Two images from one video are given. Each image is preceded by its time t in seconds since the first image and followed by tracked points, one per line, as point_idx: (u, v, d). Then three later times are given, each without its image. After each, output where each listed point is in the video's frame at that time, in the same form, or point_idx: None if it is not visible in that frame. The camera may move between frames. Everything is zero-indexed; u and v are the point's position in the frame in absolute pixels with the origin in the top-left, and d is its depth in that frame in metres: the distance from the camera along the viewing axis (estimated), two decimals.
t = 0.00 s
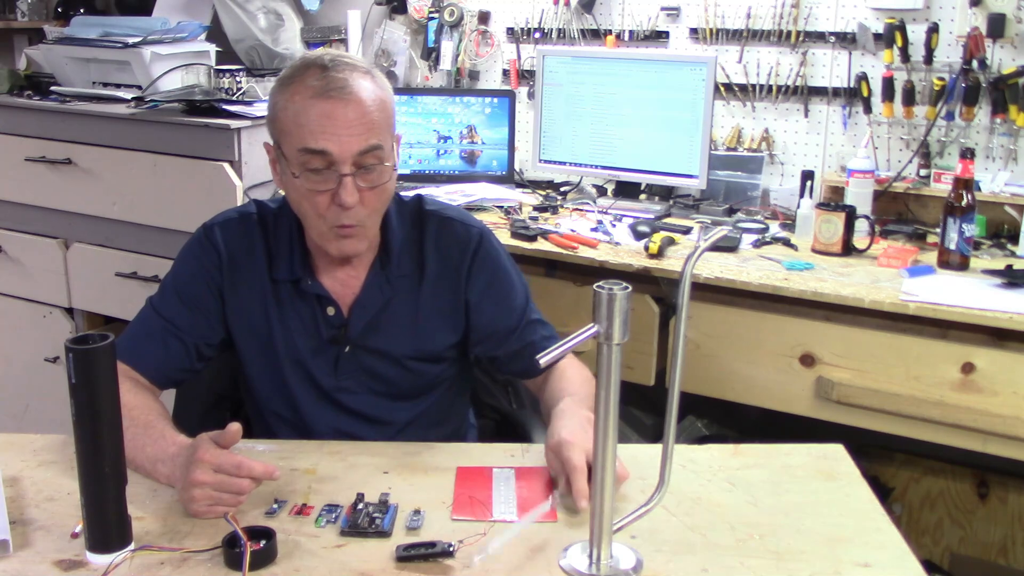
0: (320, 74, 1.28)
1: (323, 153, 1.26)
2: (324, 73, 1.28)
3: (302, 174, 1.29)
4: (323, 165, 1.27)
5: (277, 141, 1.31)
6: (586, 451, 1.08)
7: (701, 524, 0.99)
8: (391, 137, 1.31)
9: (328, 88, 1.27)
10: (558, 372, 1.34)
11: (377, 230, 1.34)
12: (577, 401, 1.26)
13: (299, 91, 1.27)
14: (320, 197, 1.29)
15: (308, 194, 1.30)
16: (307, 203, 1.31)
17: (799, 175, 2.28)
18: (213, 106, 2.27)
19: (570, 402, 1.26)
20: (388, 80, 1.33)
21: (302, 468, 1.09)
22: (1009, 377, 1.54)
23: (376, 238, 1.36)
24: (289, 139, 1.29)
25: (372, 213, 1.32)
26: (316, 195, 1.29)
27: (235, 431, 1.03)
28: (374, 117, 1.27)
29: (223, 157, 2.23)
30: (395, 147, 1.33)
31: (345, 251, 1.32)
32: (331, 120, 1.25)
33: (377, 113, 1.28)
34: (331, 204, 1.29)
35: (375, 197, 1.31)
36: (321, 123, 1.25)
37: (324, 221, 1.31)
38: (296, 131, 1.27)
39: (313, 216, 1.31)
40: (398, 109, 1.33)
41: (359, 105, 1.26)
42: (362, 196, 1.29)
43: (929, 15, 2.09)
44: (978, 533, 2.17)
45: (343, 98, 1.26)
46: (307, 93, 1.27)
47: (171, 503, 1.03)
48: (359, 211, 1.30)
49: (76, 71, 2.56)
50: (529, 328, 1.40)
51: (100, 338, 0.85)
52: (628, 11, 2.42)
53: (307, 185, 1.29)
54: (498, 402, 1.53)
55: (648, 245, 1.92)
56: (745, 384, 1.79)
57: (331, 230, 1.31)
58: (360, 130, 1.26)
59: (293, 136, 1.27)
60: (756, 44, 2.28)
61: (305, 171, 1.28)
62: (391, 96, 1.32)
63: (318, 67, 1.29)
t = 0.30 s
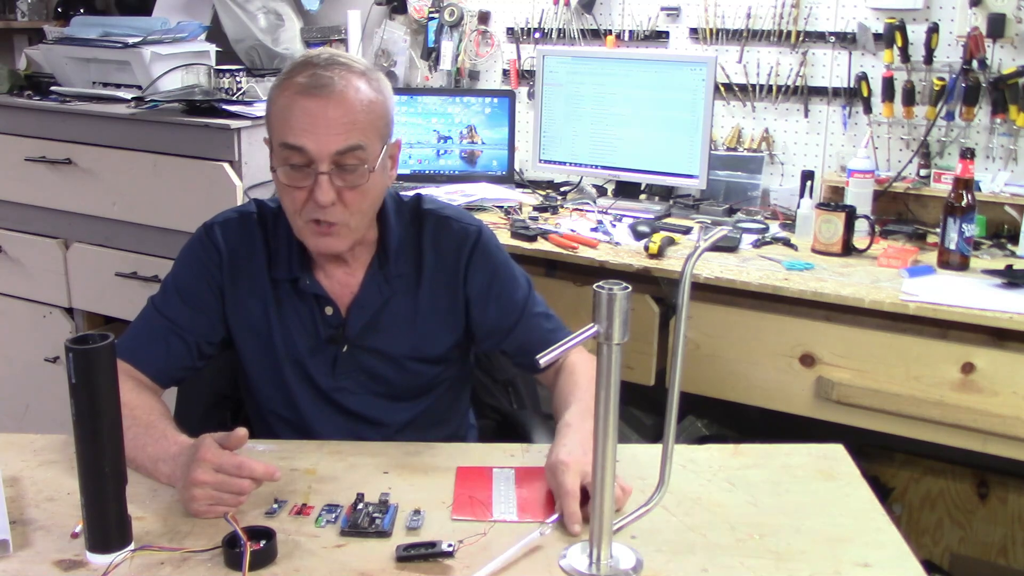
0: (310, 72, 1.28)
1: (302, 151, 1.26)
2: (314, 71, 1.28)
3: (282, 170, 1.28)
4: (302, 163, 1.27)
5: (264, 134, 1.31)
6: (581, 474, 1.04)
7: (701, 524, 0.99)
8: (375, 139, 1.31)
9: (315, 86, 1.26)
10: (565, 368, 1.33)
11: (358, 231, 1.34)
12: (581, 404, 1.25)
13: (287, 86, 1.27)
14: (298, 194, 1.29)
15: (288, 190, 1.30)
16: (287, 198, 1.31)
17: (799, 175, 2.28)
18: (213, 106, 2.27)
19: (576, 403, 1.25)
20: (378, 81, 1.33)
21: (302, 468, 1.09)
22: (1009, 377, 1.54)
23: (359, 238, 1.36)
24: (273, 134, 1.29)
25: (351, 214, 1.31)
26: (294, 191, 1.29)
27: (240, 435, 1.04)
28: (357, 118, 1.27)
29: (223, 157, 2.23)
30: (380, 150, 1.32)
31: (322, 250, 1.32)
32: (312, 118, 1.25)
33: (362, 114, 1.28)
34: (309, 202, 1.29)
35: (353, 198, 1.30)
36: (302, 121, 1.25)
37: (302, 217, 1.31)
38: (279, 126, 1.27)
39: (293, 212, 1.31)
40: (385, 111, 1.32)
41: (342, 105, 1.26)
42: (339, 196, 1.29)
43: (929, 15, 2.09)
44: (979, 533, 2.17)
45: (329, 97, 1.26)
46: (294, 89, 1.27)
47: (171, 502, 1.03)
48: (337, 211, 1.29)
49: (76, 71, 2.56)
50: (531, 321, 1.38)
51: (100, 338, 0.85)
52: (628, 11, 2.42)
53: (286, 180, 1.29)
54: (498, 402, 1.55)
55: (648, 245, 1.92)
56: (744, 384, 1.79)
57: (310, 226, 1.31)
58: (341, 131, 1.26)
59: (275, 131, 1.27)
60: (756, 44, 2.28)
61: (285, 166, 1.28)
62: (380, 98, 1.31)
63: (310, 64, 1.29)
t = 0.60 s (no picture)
0: (322, 94, 1.26)
1: (312, 175, 1.24)
2: (326, 92, 1.26)
3: (292, 192, 1.27)
4: (312, 187, 1.25)
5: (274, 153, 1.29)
6: (583, 475, 1.04)
7: (701, 524, 0.99)
8: (386, 163, 1.29)
9: (327, 109, 1.25)
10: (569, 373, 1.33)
11: (364, 253, 1.33)
12: (583, 409, 1.24)
13: (299, 107, 1.26)
14: (307, 217, 1.28)
15: (297, 212, 1.29)
16: (296, 220, 1.29)
17: (799, 175, 2.28)
18: (213, 106, 2.27)
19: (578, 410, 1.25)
20: (391, 103, 1.31)
21: (303, 468, 1.09)
22: (1009, 378, 1.54)
23: (366, 256, 1.35)
24: (283, 155, 1.27)
25: (359, 237, 1.30)
26: (303, 215, 1.28)
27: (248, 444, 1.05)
28: (368, 144, 1.25)
29: (224, 157, 2.23)
30: (389, 174, 1.31)
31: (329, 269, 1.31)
32: (323, 142, 1.23)
33: (373, 139, 1.26)
34: (317, 225, 1.27)
35: (362, 222, 1.29)
36: (313, 145, 1.23)
37: (311, 239, 1.29)
38: (289, 147, 1.25)
39: (301, 233, 1.30)
40: (396, 135, 1.31)
41: (353, 130, 1.24)
42: (348, 222, 1.27)
43: (929, 15, 2.09)
44: (978, 533, 2.17)
45: (341, 121, 1.24)
46: (306, 111, 1.25)
47: (171, 502, 1.03)
48: (346, 235, 1.28)
49: (76, 71, 2.56)
50: (535, 326, 1.38)
51: (100, 338, 0.85)
52: (628, 11, 2.42)
53: (295, 203, 1.27)
54: (499, 403, 1.55)
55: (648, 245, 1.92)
56: (744, 384, 1.79)
57: (317, 247, 1.30)
58: (352, 157, 1.24)
59: (286, 153, 1.26)
60: (756, 44, 2.28)
61: (294, 190, 1.26)
62: (391, 121, 1.30)
63: (322, 85, 1.27)
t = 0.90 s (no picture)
0: (334, 101, 1.26)
1: (326, 183, 1.24)
2: (339, 99, 1.26)
3: (306, 199, 1.27)
4: (326, 195, 1.26)
5: (288, 160, 1.29)
6: (585, 474, 1.04)
7: (701, 524, 0.99)
8: (399, 170, 1.29)
9: (340, 116, 1.25)
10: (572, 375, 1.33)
11: (377, 258, 1.33)
12: (586, 410, 1.24)
13: (312, 114, 1.26)
14: (321, 225, 1.28)
15: (311, 219, 1.29)
16: (310, 227, 1.30)
17: (799, 175, 2.28)
18: (213, 106, 2.27)
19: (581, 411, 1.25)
20: (403, 109, 1.31)
21: (303, 468, 1.09)
22: (1009, 378, 1.54)
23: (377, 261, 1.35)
24: (297, 162, 1.27)
25: (372, 244, 1.30)
26: (317, 222, 1.28)
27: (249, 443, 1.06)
28: (381, 151, 1.25)
29: (224, 157, 2.23)
30: (402, 181, 1.31)
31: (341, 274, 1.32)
32: (337, 150, 1.23)
33: (386, 147, 1.26)
34: (331, 233, 1.28)
35: (375, 229, 1.29)
36: (326, 153, 1.23)
37: (324, 246, 1.29)
38: (303, 155, 1.25)
39: (315, 240, 1.30)
40: (408, 141, 1.31)
41: (367, 138, 1.24)
42: (362, 229, 1.28)
43: (929, 15, 2.09)
44: (979, 533, 2.17)
45: (354, 128, 1.24)
46: (319, 118, 1.25)
47: (171, 502, 1.03)
48: (359, 242, 1.28)
49: (76, 71, 2.56)
50: (539, 327, 1.38)
51: (100, 338, 0.85)
52: (628, 11, 2.42)
53: (309, 210, 1.28)
54: (499, 403, 1.55)
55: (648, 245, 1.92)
56: (744, 384, 1.79)
57: (329, 253, 1.30)
58: (365, 165, 1.24)
59: (300, 161, 1.26)
60: (756, 44, 2.28)
61: (308, 197, 1.27)
62: (403, 128, 1.30)
63: (335, 92, 1.27)
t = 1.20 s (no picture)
0: (341, 103, 1.26)
1: (329, 186, 1.25)
2: (346, 102, 1.26)
3: (309, 201, 1.27)
4: (329, 197, 1.26)
5: (293, 159, 1.29)
6: (586, 473, 1.04)
7: (701, 524, 0.99)
8: (403, 174, 1.29)
9: (346, 120, 1.24)
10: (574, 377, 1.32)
11: (379, 260, 1.34)
12: (586, 412, 1.24)
13: (318, 116, 1.25)
14: (323, 227, 1.28)
15: (314, 220, 1.29)
16: (313, 227, 1.30)
17: (799, 175, 2.28)
18: (213, 106, 2.27)
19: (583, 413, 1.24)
20: (409, 113, 1.31)
21: (303, 468, 1.09)
22: (1009, 377, 1.54)
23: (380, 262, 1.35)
24: (302, 162, 1.27)
25: (374, 247, 1.31)
26: (320, 224, 1.28)
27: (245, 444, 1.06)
28: (386, 156, 1.25)
29: (224, 157, 2.23)
30: (406, 185, 1.31)
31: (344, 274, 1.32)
32: (341, 154, 1.23)
33: (391, 152, 1.26)
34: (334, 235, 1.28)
35: (378, 232, 1.30)
36: (331, 157, 1.23)
37: (326, 248, 1.30)
38: (308, 157, 1.25)
39: (317, 240, 1.31)
40: (414, 145, 1.31)
41: (372, 143, 1.24)
42: (364, 232, 1.28)
43: (929, 15, 2.09)
44: (979, 533, 2.17)
45: (359, 133, 1.24)
46: (325, 121, 1.25)
47: (172, 501, 1.03)
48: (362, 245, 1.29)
49: (76, 71, 2.56)
50: (542, 328, 1.38)
51: (100, 338, 0.85)
52: (628, 11, 2.42)
53: (312, 211, 1.28)
54: (498, 402, 1.54)
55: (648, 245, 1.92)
56: (744, 384, 1.79)
57: (332, 254, 1.31)
58: (370, 170, 1.24)
59: (305, 162, 1.26)
60: (756, 44, 2.28)
61: (312, 199, 1.27)
62: (409, 132, 1.29)
63: (342, 94, 1.27)
